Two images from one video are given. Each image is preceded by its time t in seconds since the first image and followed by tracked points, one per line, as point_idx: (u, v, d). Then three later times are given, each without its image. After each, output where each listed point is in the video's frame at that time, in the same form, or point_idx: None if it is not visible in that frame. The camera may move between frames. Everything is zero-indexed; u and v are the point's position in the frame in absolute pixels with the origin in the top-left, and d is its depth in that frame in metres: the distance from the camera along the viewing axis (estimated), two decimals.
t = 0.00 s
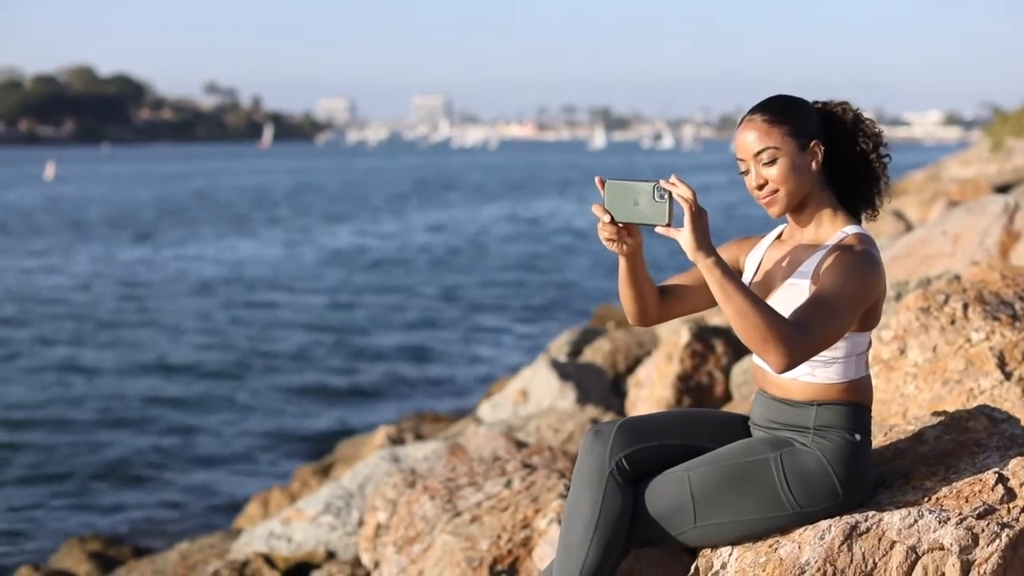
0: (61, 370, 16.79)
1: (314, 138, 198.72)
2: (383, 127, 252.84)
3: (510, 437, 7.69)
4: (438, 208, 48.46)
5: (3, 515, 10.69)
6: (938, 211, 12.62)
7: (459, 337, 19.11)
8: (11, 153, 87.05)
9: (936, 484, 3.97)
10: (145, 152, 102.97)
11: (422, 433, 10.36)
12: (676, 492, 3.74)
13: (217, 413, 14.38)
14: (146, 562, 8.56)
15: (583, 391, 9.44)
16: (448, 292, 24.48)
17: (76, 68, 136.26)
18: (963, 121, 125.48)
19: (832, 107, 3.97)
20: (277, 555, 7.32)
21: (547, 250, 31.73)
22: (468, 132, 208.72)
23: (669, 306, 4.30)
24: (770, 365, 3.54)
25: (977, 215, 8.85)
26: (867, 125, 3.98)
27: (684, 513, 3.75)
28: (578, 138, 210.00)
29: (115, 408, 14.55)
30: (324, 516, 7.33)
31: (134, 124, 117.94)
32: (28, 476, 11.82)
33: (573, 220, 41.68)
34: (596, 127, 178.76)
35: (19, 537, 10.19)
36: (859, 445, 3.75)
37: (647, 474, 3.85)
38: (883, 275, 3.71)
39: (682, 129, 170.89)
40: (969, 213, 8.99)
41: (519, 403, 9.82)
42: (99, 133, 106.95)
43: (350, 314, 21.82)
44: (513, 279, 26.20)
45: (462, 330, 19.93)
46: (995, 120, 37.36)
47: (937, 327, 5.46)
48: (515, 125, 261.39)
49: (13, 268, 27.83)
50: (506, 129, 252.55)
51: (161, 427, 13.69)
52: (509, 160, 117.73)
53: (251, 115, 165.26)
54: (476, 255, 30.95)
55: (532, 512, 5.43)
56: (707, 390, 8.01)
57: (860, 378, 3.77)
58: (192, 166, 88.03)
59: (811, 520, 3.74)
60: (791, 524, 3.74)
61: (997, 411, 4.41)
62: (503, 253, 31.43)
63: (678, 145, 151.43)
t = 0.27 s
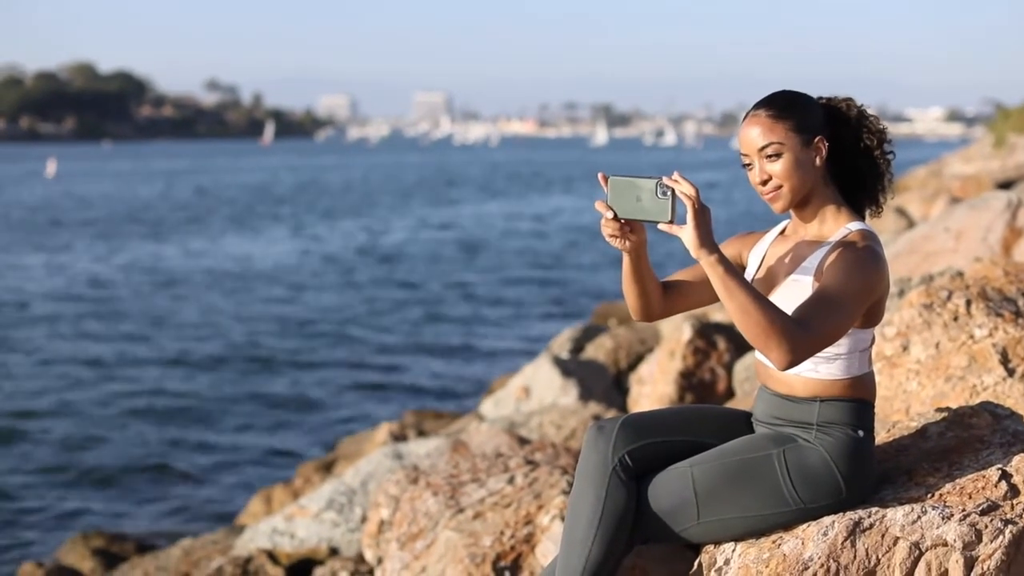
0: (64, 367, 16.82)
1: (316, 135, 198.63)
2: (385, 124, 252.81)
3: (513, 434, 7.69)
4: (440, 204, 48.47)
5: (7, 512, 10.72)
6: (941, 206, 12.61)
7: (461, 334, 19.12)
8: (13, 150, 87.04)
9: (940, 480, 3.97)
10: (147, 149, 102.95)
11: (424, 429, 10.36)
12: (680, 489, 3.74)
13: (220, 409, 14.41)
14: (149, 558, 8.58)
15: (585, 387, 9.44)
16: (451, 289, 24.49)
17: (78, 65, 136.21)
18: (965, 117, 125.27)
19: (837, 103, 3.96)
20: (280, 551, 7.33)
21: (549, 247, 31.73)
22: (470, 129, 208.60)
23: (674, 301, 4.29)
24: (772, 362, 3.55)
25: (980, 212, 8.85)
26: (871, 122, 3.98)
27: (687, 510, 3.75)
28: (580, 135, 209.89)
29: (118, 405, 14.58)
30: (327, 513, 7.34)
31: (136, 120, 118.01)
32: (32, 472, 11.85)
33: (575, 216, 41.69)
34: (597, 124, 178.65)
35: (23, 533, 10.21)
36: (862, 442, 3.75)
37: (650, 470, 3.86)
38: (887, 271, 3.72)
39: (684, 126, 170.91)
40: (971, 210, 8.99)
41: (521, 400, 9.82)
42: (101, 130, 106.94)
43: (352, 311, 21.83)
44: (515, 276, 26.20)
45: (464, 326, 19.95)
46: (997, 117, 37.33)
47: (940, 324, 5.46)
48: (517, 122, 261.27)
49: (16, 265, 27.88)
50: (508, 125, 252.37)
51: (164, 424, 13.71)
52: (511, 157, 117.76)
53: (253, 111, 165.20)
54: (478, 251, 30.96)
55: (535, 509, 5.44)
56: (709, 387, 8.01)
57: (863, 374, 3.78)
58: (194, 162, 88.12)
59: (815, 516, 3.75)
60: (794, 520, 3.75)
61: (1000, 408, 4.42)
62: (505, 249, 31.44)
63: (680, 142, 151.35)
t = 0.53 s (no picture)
0: (67, 366, 16.83)
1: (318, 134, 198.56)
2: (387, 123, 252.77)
3: (516, 432, 7.70)
4: (442, 203, 48.45)
5: (11, 511, 10.73)
6: (943, 204, 12.59)
7: (464, 333, 19.12)
8: (15, 150, 87.04)
9: (944, 478, 3.97)
10: (149, 149, 102.95)
11: (428, 428, 10.36)
12: (684, 487, 3.74)
13: (223, 408, 14.41)
14: (154, 556, 8.59)
15: (588, 386, 9.45)
16: (454, 287, 24.49)
17: (80, 65, 136.20)
18: (968, 115, 125.06)
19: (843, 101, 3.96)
20: (284, 549, 7.32)
21: (551, 245, 31.73)
22: (472, 127, 208.47)
23: (677, 299, 4.30)
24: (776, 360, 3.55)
25: (983, 210, 8.84)
26: (876, 121, 3.98)
27: (691, 507, 3.75)
28: (582, 133, 209.74)
29: (121, 404, 14.59)
30: (330, 511, 7.34)
31: (138, 120, 117.97)
32: (36, 471, 11.85)
33: (577, 215, 41.67)
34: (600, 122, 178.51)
35: (28, 532, 10.22)
36: (866, 439, 3.75)
37: (654, 467, 3.86)
38: (892, 269, 3.72)
39: (687, 124, 170.68)
40: (975, 208, 8.96)
41: (524, 398, 9.83)
42: (103, 129, 106.93)
43: (354, 310, 21.83)
44: (517, 274, 26.20)
45: (467, 324, 19.94)
46: (1000, 115, 37.30)
47: (944, 322, 5.46)
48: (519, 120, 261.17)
49: (19, 264, 27.88)
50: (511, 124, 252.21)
51: (168, 422, 13.72)
52: (514, 155, 117.67)
53: (255, 110, 165.18)
54: (481, 250, 30.95)
55: (539, 506, 5.44)
56: (713, 385, 8.01)
57: (868, 373, 3.78)
58: (197, 161, 88.08)
59: (819, 514, 3.74)
60: (798, 518, 3.75)
61: (1005, 406, 4.41)
62: (507, 248, 31.42)
63: (683, 140, 151.21)
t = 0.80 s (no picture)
0: (69, 364, 16.83)
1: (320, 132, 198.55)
2: (390, 122, 252.71)
3: (518, 431, 7.70)
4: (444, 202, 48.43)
5: (12, 510, 10.72)
6: (946, 205, 12.59)
7: (466, 332, 19.11)
8: (17, 147, 87.03)
9: (947, 478, 3.97)
10: (151, 147, 102.93)
11: (430, 427, 10.35)
12: (686, 487, 3.74)
13: (225, 407, 14.41)
14: (155, 556, 8.58)
15: (590, 385, 9.45)
16: (456, 286, 24.49)
17: (83, 62, 136.17)
18: (971, 115, 124.90)
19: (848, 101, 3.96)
20: (285, 548, 7.31)
21: (553, 244, 31.72)
22: (474, 126, 208.36)
23: (680, 300, 4.30)
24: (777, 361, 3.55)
25: (986, 210, 8.84)
26: (881, 121, 3.97)
27: (695, 507, 3.75)
28: (585, 132, 209.62)
29: (123, 403, 14.59)
30: (332, 511, 7.34)
31: (140, 118, 117.94)
32: (37, 470, 11.85)
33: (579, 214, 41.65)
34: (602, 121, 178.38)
35: (29, 531, 10.21)
36: (869, 439, 3.75)
37: (656, 467, 3.85)
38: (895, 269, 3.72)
39: (689, 123, 170.55)
40: (978, 207, 8.96)
41: (527, 397, 9.83)
42: (105, 127, 106.88)
43: (356, 309, 21.82)
44: (519, 273, 26.19)
45: (469, 324, 19.94)
46: (1003, 114, 37.26)
47: (947, 321, 5.45)
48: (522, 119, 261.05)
49: (21, 262, 27.88)
50: (513, 123, 252.08)
51: (170, 421, 13.72)
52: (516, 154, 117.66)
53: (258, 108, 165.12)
54: (482, 249, 30.94)
55: (541, 507, 5.43)
56: (715, 384, 8.01)
57: (871, 372, 3.78)
58: (198, 160, 88.09)
59: (821, 513, 3.74)
60: (801, 518, 3.74)
61: (1006, 405, 4.41)
62: (509, 247, 31.41)
63: (685, 139, 151.11)
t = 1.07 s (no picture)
0: (70, 364, 16.83)
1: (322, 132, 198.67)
2: (391, 122, 252.60)
3: (520, 432, 7.70)
4: (446, 202, 48.39)
5: (13, 510, 10.72)
6: (948, 204, 12.60)
7: (467, 332, 19.10)
8: (19, 147, 86.97)
9: (947, 477, 3.97)
10: (153, 147, 102.81)
11: (431, 427, 10.35)
12: (688, 486, 3.74)
13: (227, 407, 14.41)
14: (156, 556, 8.58)
15: (592, 385, 9.45)
16: (457, 286, 24.49)
17: (84, 62, 136.12)
18: (972, 115, 124.74)
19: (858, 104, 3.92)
20: (286, 548, 7.31)
21: (555, 244, 31.69)
22: (476, 125, 208.20)
23: (684, 307, 4.28)
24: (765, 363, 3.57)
25: (987, 209, 8.84)
26: (894, 127, 3.93)
27: (695, 507, 3.75)
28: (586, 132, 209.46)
29: (124, 402, 14.59)
30: (333, 511, 7.34)
31: (141, 117, 118.03)
32: (38, 470, 11.85)
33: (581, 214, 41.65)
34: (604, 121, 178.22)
35: (31, 531, 10.22)
36: (869, 439, 3.76)
37: (658, 467, 3.86)
38: (893, 273, 3.71)
39: (691, 123, 170.48)
40: (980, 207, 8.96)
41: (528, 397, 9.83)
42: (107, 127, 106.81)
43: (357, 309, 21.81)
44: (521, 273, 26.17)
45: (471, 323, 19.94)
46: (1005, 114, 37.22)
47: (947, 321, 5.46)
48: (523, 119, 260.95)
49: (22, 262, 27.89)
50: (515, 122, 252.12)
51: (172, 421, 13.72)
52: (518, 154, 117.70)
53: (259, 108, 164.99)
54: (484, 249, 30.95)
55: (542, 506, 5.43)
56: (717, 384, 8.01)
57: (872, 373, 3.78)
58: (199, 159, 88.14)
59: (822, 513, 3.74)
60: (802, 518, 3.74)
61: (1007, 405, 4.41)
62: (510, 248, 31.38)
63: (687, 139, 151.11)
